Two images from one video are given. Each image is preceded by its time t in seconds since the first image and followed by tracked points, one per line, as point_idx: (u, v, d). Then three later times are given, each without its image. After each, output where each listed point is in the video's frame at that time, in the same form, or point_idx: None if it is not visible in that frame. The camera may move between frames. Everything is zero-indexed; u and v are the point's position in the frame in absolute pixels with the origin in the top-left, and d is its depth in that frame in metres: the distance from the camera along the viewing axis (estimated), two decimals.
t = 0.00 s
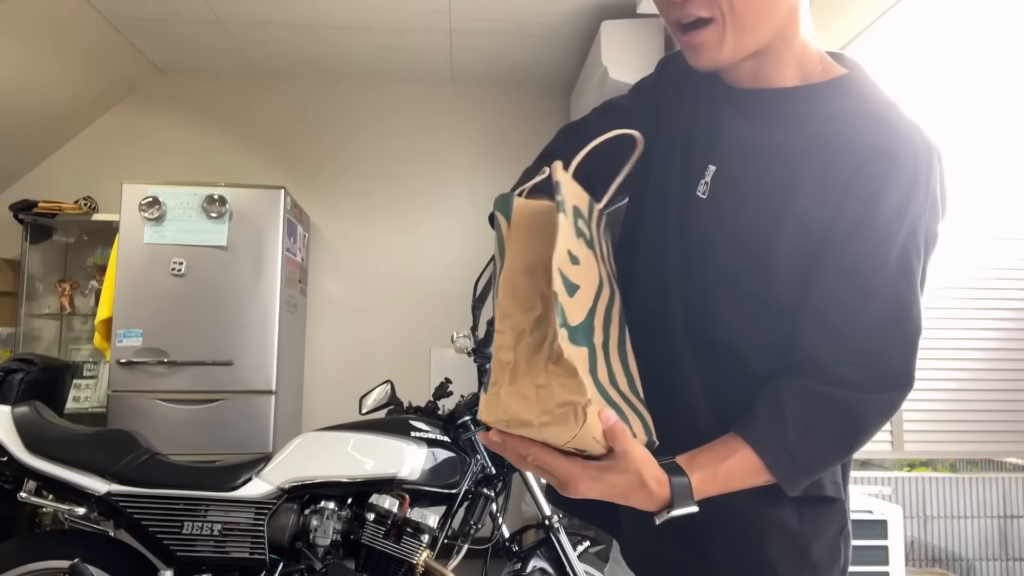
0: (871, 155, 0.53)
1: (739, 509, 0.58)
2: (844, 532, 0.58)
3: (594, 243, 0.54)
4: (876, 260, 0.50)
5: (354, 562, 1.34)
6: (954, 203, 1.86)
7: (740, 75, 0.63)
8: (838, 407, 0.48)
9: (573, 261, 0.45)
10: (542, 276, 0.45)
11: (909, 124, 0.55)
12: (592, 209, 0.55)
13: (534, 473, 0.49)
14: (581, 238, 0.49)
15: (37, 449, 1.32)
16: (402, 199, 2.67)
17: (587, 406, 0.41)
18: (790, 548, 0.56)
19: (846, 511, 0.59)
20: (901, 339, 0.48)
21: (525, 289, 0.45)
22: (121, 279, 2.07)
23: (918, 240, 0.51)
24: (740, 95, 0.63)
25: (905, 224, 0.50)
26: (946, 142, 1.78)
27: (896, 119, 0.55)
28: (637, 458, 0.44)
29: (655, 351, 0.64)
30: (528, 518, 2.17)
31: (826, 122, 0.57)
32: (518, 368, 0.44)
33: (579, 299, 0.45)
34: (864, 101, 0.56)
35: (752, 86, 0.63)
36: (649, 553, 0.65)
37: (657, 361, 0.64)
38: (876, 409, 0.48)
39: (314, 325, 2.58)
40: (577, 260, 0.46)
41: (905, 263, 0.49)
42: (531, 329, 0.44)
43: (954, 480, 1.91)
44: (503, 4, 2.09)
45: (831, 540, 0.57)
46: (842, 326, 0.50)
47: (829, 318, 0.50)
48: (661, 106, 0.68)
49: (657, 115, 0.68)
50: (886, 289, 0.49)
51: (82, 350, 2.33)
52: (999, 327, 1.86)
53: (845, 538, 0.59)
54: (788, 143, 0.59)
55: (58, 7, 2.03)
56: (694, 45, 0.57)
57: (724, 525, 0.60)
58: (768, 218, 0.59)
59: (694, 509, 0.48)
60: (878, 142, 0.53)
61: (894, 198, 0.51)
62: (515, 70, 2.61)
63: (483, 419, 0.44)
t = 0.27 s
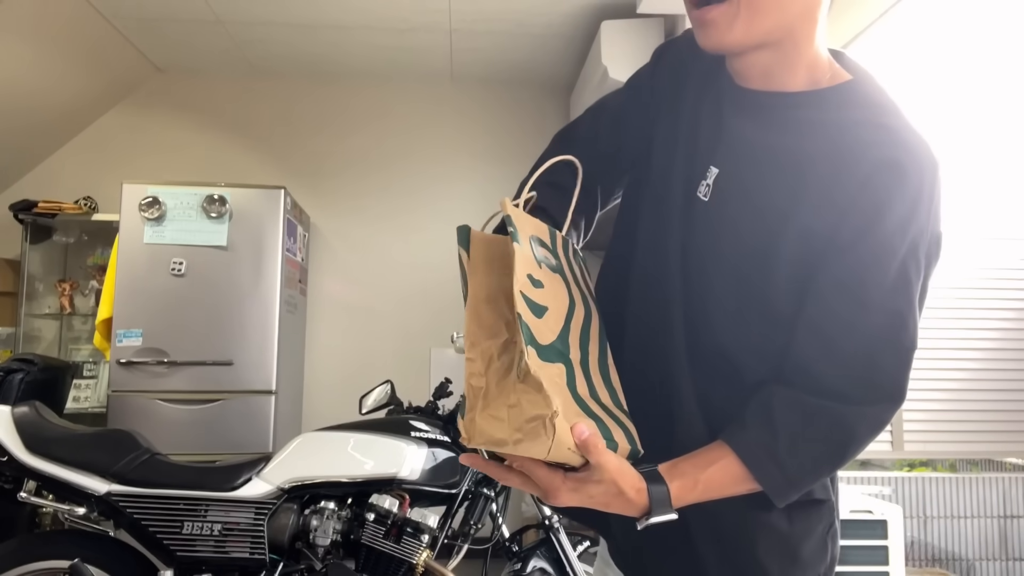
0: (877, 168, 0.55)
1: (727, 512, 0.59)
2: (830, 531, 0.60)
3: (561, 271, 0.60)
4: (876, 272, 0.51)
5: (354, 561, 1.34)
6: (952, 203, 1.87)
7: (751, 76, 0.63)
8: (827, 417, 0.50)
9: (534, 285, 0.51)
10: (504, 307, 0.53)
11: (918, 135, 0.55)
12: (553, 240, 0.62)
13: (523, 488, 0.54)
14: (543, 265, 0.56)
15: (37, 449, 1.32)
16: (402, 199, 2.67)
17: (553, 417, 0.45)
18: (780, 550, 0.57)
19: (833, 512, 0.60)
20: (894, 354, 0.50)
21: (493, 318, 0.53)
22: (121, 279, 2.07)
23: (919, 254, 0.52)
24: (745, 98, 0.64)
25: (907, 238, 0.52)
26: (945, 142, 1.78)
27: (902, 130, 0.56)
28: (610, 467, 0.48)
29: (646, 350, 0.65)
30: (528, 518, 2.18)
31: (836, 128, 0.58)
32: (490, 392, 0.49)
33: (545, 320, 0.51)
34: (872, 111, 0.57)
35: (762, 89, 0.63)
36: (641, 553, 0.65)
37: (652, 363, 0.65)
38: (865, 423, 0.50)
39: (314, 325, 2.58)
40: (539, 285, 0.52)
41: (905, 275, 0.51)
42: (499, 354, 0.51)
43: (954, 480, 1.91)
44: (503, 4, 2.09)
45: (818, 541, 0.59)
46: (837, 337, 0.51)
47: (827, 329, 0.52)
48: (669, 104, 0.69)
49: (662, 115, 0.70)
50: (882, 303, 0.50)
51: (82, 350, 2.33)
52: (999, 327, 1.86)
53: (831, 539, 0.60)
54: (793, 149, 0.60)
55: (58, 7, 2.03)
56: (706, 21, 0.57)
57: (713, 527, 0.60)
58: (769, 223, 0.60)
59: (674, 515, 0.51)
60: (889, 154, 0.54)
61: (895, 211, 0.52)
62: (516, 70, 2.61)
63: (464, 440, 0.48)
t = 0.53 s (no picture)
0: (880, 169, 0.55)
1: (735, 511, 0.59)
2: (833, 529, 0.60)
3: (574, 281, 0.62)
4: (882, 273, 0.51)
5: (354, 562, 1.34)
6: (953, 202, 1.87)
7: (753, 75, 0.63)
8: (835, 420, 0.50)
9: (545, 295, 0.53)
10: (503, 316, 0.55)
11: (920, 134, 0.56)
12: (567, 251, 0.64)
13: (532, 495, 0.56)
14: (555, 275, 0.57)
15: (37, 449, 1.32)
16: (402, 199, 2.67)
17: (551, 428, 0.46)
18: (787, 551, 0.57)
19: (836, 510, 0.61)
20: (903, 353, 0.50)
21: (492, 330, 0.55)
22: (121, 279, 2.07)
23: (925, 255, 0.52)
24: (742, 95, 0.64)
25: (912, 238, 0.52)
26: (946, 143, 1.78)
27: (905, 129, 0.56)
28: (613, 477, 0.48)
29: (649, 350, 0.65)
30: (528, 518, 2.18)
31: (836, 128, 0.58)
32: (490, 404, 0.52)
33: (555, 330, 0.53)
34: (871, 109, 0.58)
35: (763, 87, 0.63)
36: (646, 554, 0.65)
37: (653, 364, 0.65)
38: (875, 424, 0.50)
39: (314, 325, 2.58)
40: (550, 295, 0.54)
41: (912, 275, 0.51)
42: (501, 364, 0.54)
43: (954, 480, 1.91)
44: (503, 4, 2.09)
45: (822, 541, 0.59)
46: (844, 339, 0.51)
47: (834, 331, 0.52)
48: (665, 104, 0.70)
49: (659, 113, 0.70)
50: (890, 303, 0.51)
51: (82, 350, 2.33)
52: (999, 327, 1.86)
53: (834, 536, 0.61)
54: (793, 148, 0.60)
55: (58, 7, 2.03)
56: (711, 14, 0.57)
57: (719, 527, 0.60)
58: (771, 223, 0.60)
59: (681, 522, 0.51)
60: (894, 153, 0.55)
61: (901, 212, 0.52)
62: (516, 70, 2.61)
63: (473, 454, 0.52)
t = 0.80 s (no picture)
0: (880, 165, 0.55)
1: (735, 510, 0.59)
2: (835, 529, 0.60)
3: (571, 285, 0.62)
4: (884, 272, 0.51)
5: (354, 562, 1.34)
6: (953, 202, 1.86)
7: (753, 70, 0.64)
8: (836, 420, 0.50)
9: (533, 301, 0.54)
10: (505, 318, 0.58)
11: (919, 129, 0.56)
12: (562, 256, 0.64)
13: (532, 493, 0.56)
14: (545, 280, 0.58)
15: (37, 449, 1.32)
16: (402, 199, 2.67)
17: (547, 427, 0.46)
18: (787, 552, 0.57)
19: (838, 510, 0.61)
20: (906, 351, 0.50)
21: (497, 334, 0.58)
22: (121, 279, 2.07)
23: (927, 253, 0.52)
24: (741, 93, 0.65)
25: (913, 235, 0.52)
26: (946, 143, 1.78)
27: (904, 124, 0.56)
28: (611, 476, 0.49)
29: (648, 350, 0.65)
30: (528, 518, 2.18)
31: (834, 125, 0.58)
32: (489, 407, 0.53)
33: (547, 334, 0.54)
34: (870, 106, 0.58)
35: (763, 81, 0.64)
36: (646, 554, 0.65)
37: (652, 364, 0.65)
38: (878, 423, 0.50)
39: (314, 325, 2.58)
40: (538, 300, 0.55)
41: (913, 273, 0.51)
42: (499, 370, 0.56)
43: (954, 480, 1.91)
44: (503, 4, 2.09)
45: (824, 541, 0.59)
46: (846, 339, 0.51)
47: (836, 330, 0.52)
48: (662, 101, 0.70)
49: (656, 111, 0.70)
50: (892, 301, 0.51)
51: (82, 350, 2.33)
52: (999, 327, 1.86)
53: (835, 535, 0.61)
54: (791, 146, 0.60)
55: (58, 7, 2.03)
56: (713, 13, 0.58)
57: (720, 527, 0.60)
58: (771, 222, 0.60)
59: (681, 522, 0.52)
60: (893, 149, 0.54)
61: (902, 209, 0.52)
62: (516, 70, 2.61)
63: (467, 455, 0.52)
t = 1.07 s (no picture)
0: (877, 159, 0.55)
1: (735, 510, 0.59)
2: (837, 531, 0.60)
3: (575, 280, 0.63)
4: (880, 267, 0.51)
5: (353, 562, 1.34)
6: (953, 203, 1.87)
7: (747, 65, 0.64)
8: (834, 418, 0.50)
9: (539, 294, 0.54)
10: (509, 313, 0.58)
11: (915, 124, 0.56)
12: (567, 251, 0.65)
13: (530, 495, 0.57)
14: (553, 274, 0.59)
15: (37, 449, 1.32)
16: (402, 199, 2.67)
17: (539, 424, 0.47)
18: (787, 553, 0.57)
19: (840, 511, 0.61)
20: (904, 346, 0.50)
21: (498, 327, 0.57)
22: (121, 279, 2.07)
23: (925, 247, 0.52)
24: (739, 90, 0.65)
25: (911, 229, 0.52)
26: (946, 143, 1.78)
27: (901, 119, 0.56)
28: (605, 474, 0.49)
29: (648, 349, 0.65)
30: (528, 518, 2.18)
31: (831, 121, 0.58)
32: (485, 399, 0.53)
33: (551, 328, 0.54)
34: (866, 101, 0.58)
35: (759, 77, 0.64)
36: (646, 554, 0.65)
37: (652, 363, 0.65)
38: (877, 420, 0.50)
39: (314, 325, 2.58)
40: (545, 294, 0.55)
41: (911, 268, 0.51)
42: (497, 363, 0.55)
43: (954, 480, 1.91)
44: (503, 4, 2.09)
45: (825, 542, 0.59)
46: (844, 337, 0.51)
47: (834, 326, 0.52)
48: (661, 100, 0.70)
49: (654, 110, 0.70)
50: (889, 296, 0.51)
51: (82, 350, 2.33)
52: (999, 327, 1.86)
53: (838, 538, 0.60)
54: (790, 143, 0.60)
55: (59, 7, 2.03)
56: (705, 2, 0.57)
57: (720, 526, 0.60)
58: (770, 219, 0.60)
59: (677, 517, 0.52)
60: (890, 143, 0.54)
61: (899, 205, 0.52)
62: (516, 70, 2.61)
63: (460, 447, 0.52)
